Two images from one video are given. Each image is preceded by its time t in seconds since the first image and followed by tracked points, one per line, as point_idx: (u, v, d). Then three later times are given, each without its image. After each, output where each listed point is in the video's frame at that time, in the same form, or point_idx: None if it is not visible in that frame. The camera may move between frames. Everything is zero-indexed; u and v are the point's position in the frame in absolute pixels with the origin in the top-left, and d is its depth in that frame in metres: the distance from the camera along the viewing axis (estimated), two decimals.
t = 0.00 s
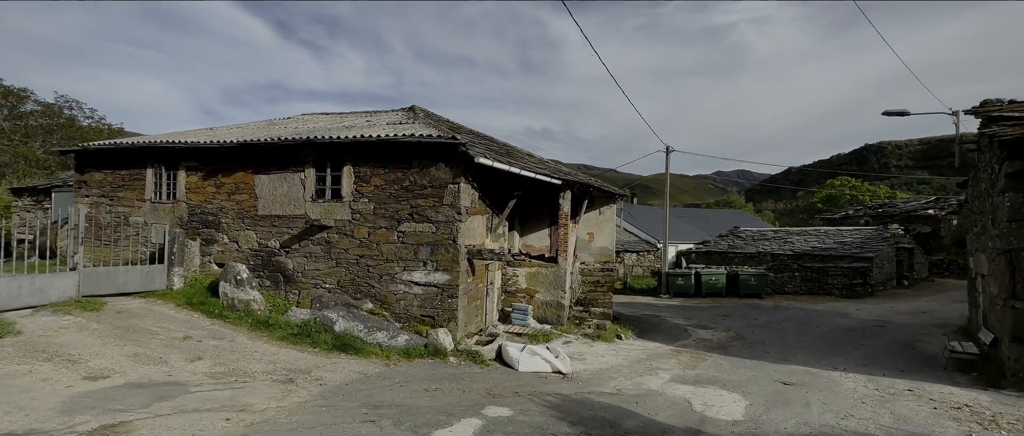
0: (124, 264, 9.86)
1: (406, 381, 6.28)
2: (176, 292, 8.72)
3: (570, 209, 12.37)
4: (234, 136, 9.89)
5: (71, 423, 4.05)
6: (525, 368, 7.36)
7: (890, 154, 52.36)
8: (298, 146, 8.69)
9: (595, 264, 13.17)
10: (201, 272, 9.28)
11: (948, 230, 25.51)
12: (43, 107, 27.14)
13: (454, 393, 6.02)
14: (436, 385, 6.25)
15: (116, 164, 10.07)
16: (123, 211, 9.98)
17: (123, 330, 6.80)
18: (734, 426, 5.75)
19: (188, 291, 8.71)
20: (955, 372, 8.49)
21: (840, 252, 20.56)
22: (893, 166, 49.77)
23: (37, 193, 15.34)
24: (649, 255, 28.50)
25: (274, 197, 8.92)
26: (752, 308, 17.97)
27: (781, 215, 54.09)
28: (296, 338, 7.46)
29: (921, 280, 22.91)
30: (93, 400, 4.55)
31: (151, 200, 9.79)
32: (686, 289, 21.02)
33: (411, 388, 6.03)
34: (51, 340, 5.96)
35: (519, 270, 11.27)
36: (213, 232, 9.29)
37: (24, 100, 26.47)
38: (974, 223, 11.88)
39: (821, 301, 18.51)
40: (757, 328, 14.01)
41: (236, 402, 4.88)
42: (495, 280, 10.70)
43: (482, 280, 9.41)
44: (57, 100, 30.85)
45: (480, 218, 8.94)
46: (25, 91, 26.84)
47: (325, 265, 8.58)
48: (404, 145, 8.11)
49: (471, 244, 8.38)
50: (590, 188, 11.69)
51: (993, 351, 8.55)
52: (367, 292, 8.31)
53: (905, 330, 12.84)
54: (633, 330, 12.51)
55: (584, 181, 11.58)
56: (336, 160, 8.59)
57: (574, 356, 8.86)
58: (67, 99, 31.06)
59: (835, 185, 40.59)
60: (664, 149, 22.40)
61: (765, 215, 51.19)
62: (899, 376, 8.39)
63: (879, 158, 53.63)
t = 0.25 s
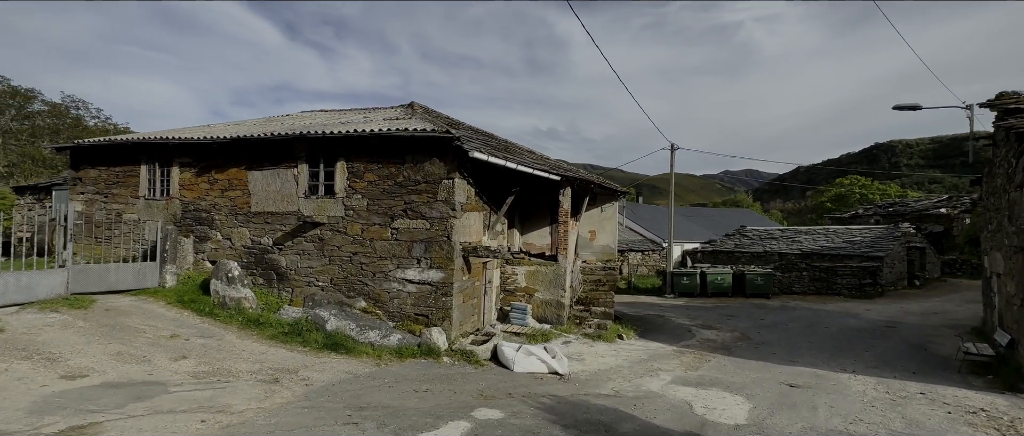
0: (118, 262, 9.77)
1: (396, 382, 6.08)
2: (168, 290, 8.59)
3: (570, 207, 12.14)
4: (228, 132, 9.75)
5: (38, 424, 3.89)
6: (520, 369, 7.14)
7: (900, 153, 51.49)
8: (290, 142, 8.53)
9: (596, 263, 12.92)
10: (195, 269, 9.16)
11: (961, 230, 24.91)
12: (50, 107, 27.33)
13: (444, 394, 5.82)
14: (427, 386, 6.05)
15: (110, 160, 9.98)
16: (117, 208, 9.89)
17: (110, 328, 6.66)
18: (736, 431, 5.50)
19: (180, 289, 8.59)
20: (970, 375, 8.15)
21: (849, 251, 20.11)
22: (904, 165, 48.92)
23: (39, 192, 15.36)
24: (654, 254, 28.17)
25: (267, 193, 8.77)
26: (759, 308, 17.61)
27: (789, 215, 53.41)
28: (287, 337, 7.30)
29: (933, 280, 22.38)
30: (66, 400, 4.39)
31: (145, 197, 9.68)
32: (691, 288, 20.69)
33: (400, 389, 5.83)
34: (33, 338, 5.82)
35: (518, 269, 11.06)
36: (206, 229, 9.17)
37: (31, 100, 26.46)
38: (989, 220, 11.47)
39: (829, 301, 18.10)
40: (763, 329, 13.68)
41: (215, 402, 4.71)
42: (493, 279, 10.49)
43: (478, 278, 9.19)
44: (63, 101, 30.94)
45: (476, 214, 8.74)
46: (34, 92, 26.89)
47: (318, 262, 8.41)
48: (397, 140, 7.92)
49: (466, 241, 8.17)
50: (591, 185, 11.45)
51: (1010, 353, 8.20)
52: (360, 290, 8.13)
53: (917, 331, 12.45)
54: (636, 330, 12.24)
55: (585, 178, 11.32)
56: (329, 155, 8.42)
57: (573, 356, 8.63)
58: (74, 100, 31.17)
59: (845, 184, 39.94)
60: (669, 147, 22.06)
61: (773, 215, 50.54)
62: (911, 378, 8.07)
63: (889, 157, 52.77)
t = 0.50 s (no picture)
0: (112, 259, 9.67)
1: (385, 382, 5.89)
2: (159, 288, 8.47)
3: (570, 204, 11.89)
4: (222, 128, 9.62)
5: (2, 425, 3.73)
6: (515, 369, 6.93)
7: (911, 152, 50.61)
8: (282, 137, 8.37)
9: (598, 261, 12.66)
10: (188, 267, 9.03)
11: (975, 229, 24.33)
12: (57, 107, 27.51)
13: (433, 395, 5.61)
14: (416, 387, 5.85)
15: (104, 157, 9.88)
16: (111, 205, 9.79)
17: (95, 325, 6.52)
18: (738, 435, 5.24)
19: (171, 287, 8.46)
20: (985, 378, 7.82)
21: (858, 250, 19.68)
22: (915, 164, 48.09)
23: (40, 189, 15.36)
24: (659, 254, 27.83)
25: (260, 189, 8.62)
26: (765, 308, 17.25)
27: (797, 214, 52.71)
28: (276, 335, 7.14)
29: (945, 280, 21.86)
30: (36, 400, 4.23)
31: (138, 194, 9.57)
32: (696, 288, 20.35)
33: (388, 390, 5.64)
34: (14, 336, 5.70)
35: (517, 267, 10.84)
36: (199, 226, 9.03)
37: (38, 100, 26.35)
38: (1005, 218, 11.07)
39: (838, 301, 17.70)
40: (769, 329, 13.35)
41: (191, 403, 4.53)
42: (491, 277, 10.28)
43: (475, 276, 8.98)
44: (70, 100, 31.12)
45: (472, 210, 8.53)
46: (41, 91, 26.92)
47: (310, 259, 8.24)
48: (390, 134, 7.74)
49: (461, 238, 7.96)
50: (591, 181, 11.20)
51: None
52: (353, 288, 7.95)
53: (929, 332, 12.08)
54: (638, 330, 11.97)
55: (585, 174, 11.07)
56: (321, 150, 8.25)
57: (571, 357, 8.39)
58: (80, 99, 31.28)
59: (854, 183, 39.29)
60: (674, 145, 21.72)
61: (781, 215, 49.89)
62: (923, 381, 7.75)
63: (900, 156, 51.92)
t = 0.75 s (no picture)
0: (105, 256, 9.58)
1: (372, 382, 5.69)
2: (150, 285, 8.35)
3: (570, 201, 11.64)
4: (215, 123, 9.48)
5: None
6: (509, 369, 6.71)
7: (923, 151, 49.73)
8: (274, 132, 8.21)
9: (599, 260, 12.40)
10: (180, 264, 8.90)
11: (989, 228, 23.73)
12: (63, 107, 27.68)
13: (421, 396, 5.39)
14: (405, 387, 5.64)
15: (98, 153, 9.78)
16: (105, 202, 9.69)
17: (79, 323, 6.38)
18: None
19: (162, 284, 8.33)
20: (1002, 381, 7.48)
21: (868, 249, 19.23)
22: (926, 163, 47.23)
23: (41, 188, 15.37)
24: (664, 253, 27.47)
25: (252, 185, 8.47)
26: (772, 308, 16.87)
27: (806, 214, 51.97)
28: (265, 334, 6.96)
29: (958, 280, 21.32)
30: (4, 400, 4.07)
31: (131, 190, 9.47)
32: (702, 287, 20.01)
33: (374, 391, 5.43)
34: None
35: (516, 265, 10.61)
36: (191, 223, 8.90)
37: (45, 100, 26.30)
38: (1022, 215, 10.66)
39: (847, 301, 17.28)
40: (776, 329, 13.01)
41: (165, 404, 4.35)
42: (488, 275, 10.06)
43: (471, 274, 8.77)
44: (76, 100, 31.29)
45: (467, 206, 8.32)
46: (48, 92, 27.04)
47: (302, 257, 8.07)
48: (382, 128, 7.54)
49: (456, 235, 7.75)
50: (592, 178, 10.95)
51: None
52: (345, 286, 7.77)
53: (942, 333, 11.69)
54: (640, 330, 11.69)
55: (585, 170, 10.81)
56: (313, 145, 8.07)
57: (569, 357, 8.14)
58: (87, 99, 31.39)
59: (864, 182, 38.62)
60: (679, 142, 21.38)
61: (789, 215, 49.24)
62: (936, 384, 7.42)
63: (911, 155, 51.04)
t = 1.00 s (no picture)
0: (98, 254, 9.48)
1: (358, 383, 5.50)
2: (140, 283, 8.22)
3: (570, 198, 11.39)
4: (208, 118, 9.34)
5: None
6: (503, 370, 6.49)
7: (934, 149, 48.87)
8: (265, 126, 8.04)
9: (600, 258, 12.16)
10: (172, 262, 8.78)
11: (1002, 227, 23.16)
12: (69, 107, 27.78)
13: (408, 397, 5.19)
14: (392, 388, 5.44)
15: (91, 150, 9.69)
16: (98, 199, 9.60)
17: (62, 320, 6.24)
18: None
19: (153, 282, 8.20)
20: (1019, 384, 7.15)
21: (878, 248, 18.79)
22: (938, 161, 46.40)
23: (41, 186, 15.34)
24: (669, 252, 27.12)
25: (243, 181, 8.31)
26: (779, 308, 16.51)
27: (814, 213, 51.26)
28: (253, 332, 6.80)
29: (971, 280, 20.81)
30: None
31: (124, 187, 9.36)
32: (707, 287, 19.67)
33: (360, 391, 5.24)
34: None
35: (514, 263, 10.39)
36: (183, 220, 8.77)
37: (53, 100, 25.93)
38: None
39: (856, 301, 16.88)
40: (782, 330, 12.68)
41: (137, 405, 4.18)
42: (486, 273, 9.85)
43: (466, 272, 8.56)
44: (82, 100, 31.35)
45: (462, 202, 8.11)
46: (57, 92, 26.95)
47: (294, 254, 7.90)
48: (374, 121, 7.35)
49: (449, 231, 7.54)
50: (592, 174, 10.68)
51: None
52: (336, 284, 7.59)
53: (955, 334, 11.31)
54: (642, 330, 11.42)
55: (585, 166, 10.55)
56: (304, 140, 7.90)
57: (566, 357, 7.90)
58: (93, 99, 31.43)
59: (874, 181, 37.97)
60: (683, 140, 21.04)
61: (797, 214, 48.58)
62: (949, 387, 7.10)
63: (922, 153, 50.18)
